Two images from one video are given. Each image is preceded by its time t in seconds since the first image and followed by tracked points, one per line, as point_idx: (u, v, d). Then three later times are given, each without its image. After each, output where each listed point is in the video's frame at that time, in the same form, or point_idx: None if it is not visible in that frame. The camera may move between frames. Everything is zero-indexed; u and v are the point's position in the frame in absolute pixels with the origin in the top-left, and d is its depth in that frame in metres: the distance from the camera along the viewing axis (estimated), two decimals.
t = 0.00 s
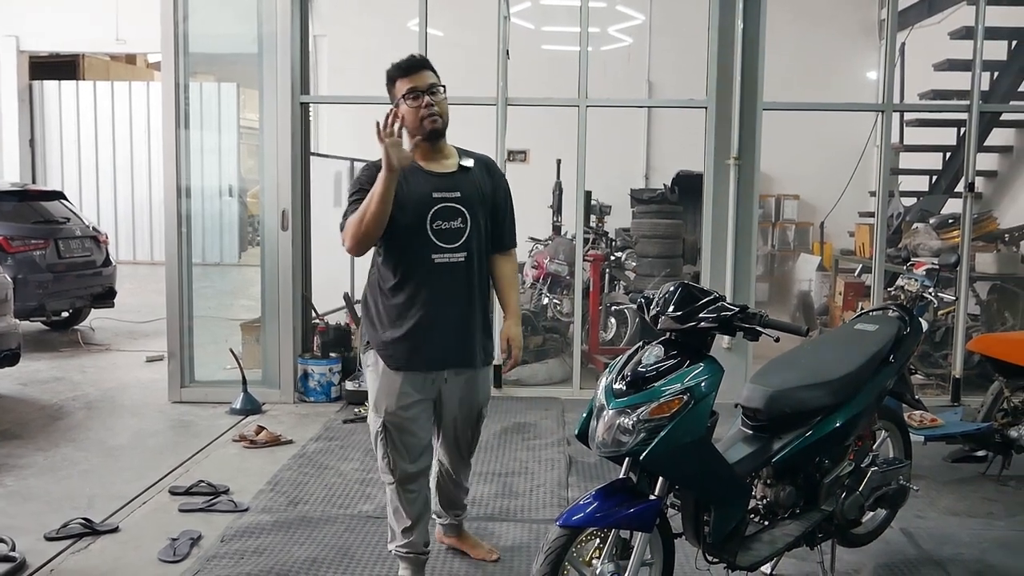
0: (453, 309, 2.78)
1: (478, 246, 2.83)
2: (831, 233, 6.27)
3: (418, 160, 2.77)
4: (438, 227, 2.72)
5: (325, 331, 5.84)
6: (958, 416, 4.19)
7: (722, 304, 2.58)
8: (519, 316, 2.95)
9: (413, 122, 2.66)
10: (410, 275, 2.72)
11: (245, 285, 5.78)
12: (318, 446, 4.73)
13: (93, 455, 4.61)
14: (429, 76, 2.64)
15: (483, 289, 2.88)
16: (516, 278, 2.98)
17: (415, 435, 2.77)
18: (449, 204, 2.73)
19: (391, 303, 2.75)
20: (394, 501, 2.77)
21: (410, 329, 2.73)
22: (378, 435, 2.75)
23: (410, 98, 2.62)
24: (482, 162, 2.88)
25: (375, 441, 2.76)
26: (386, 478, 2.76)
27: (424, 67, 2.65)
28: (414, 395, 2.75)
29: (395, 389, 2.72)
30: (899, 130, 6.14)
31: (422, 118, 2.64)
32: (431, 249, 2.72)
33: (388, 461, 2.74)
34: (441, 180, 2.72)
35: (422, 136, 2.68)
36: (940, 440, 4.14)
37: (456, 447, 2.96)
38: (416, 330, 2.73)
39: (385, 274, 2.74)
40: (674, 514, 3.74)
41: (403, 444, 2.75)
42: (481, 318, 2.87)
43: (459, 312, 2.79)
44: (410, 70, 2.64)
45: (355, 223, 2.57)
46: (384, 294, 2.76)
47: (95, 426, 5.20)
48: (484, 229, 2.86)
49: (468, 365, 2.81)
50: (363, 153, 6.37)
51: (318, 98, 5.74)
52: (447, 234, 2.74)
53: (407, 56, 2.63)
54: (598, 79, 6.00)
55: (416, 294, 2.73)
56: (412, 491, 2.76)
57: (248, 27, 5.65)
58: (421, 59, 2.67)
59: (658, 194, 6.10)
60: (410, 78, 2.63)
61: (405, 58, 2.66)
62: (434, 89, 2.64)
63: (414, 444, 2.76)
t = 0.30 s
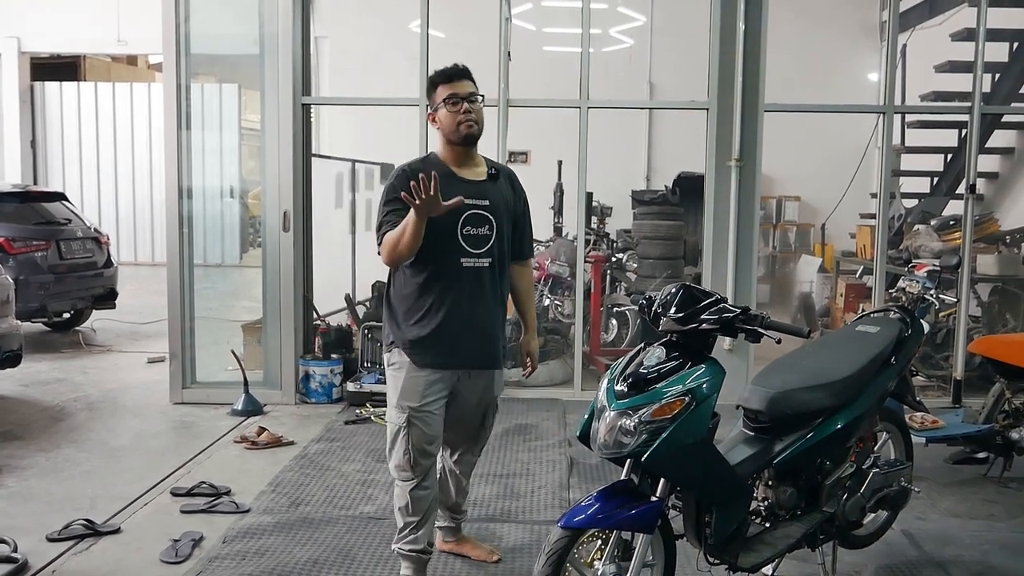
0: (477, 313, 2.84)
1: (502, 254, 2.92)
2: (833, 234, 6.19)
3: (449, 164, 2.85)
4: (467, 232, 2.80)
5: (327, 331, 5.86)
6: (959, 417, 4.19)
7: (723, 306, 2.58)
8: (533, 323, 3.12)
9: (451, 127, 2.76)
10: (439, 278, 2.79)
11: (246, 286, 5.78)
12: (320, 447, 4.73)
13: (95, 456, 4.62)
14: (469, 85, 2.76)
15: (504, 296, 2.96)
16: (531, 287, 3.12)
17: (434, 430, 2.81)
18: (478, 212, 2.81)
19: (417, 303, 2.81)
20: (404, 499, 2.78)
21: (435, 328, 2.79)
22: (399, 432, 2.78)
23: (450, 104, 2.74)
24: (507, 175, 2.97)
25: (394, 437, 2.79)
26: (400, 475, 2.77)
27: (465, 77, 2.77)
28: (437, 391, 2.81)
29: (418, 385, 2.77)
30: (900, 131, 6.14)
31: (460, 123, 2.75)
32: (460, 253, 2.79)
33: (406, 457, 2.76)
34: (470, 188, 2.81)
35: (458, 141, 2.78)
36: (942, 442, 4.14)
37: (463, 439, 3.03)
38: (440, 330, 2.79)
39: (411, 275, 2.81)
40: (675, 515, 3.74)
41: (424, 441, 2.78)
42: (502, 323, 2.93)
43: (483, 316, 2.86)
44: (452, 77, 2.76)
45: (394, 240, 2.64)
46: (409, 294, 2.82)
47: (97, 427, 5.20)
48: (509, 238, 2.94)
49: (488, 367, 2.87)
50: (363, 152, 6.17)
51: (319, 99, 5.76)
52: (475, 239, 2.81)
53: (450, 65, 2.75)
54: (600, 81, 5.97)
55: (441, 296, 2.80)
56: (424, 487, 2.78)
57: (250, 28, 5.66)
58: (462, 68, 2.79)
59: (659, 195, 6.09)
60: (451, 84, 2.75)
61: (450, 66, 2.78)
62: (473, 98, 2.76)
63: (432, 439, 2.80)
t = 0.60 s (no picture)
0: (488, 309, 2.87)
1: (510, 250, 2.95)
2: (833, 233, 6.23)
3: (459, 162, 2.84)
4: (480, 230, 2.82)
5: (325, 331, 5.83)
6: (960, 416, 4.19)
7: (723, 304, 2.57)
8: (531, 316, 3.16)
9: (466, 126, 2.76)
10: (454, 275, 2.80)
11: (246, 285, 5.78)
12: (319, 446, 4.73)
13: (94, 455, 4.62)
14: (485, 86, 2.77)
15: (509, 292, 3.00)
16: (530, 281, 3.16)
17: (445, 425, 2.84)
18: (490, 209, 2.83)
19: (432, 301, 2.80)
20: (405, 491, 2.80)
21: (450, 326, 2.80)
22: (412, 427, 2.79)
23: (467, 103, 2.74)
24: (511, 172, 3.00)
25: (406, 432, 2.80)
26: (410, 469, 2.79)
27: (482, 78, 2.78)
28: (451, 388, 2.83)
29: (433, 382, 2.79)
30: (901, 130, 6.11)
31: (476, 123, 2.75)
32: (473, 250, 2.81)
33: (419, 450, 2.78)
34: (482, 187, 2.83)
35: (472, 141, 2.78)
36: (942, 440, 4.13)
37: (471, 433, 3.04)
38: (455, 327, 2.80)
39: (424, 272, 2.80)
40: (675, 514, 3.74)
41: (433, 436, 2.80)
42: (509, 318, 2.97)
43: (494, 312, 2.89)
44: (470, 77, 2.77)
45: (406, 243, 2.66)
46: (424, 292, 2.80)
47: (97, 426, 5.20)
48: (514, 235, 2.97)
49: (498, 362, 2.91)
50: (363, 152, 6.19)
51: (318, 98, 5.75)
52: (487, 237, 2.83)
53: (469, 65, 2.76)
54: (600, 80, 5.96)
55: (456, 293, 2.80)
56: (430, 481, 2.81)
57: (250, 27, 5.66)
58: (479, 69, 2.80)
59: (660, 194, 6.09)
60: (468, 84, 2.75)
61: (468, 66, 2.78)
62: (489, 99, 2.77)
63: (442, 434, 2.84)
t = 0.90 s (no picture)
0: (497, 306, 2.88)
1: (514, 248, 2.97)
2: (834, 233, 6.19)
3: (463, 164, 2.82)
4: (488, 229, 2.82)
5: (327, 331, 5.84)
6: (960, 416, 4.19)
7: (723, 304, 2.57)
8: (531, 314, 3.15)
9: (470, 127, 2.72)
10: (465, 273, 2.80)
11: (247, 285, 5.78)
12: (320, 446, 4.73)
13: (94, 455, 4.62)
14: (480, 85, 2.75)
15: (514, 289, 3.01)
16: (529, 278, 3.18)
17: (451, 424, 2.84)
18: (497, 208, 2.84)
19: (443, 300, 2.79)
20: (407, 490, 2.80)
21: (462, 325, 2.80)
22: (420, 427, 2.78)
23: (467, 106, 2.71)
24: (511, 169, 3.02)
25: (414, 432, 2.79)
26: (415, 468, 2.78)
27: (476, 78, 2.77)
28: (460, 388, 2.83)
29: (443, 384, 2.79)
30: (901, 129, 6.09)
31: (479, 123, 2.72)
32: (483, 249, 2.81)
33: (426, 449, 2.77)
34: (489, 185, 2.83)
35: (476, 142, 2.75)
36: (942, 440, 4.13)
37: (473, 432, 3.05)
38: (467, 326, 2.80)
39: (435, 272, 2.79)
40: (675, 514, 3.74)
41: (440, 436, 2.80)
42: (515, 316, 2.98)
43: (502, 310, 2.89)
44: (464, 79, 2.75)
45: (420, 237, 2.63)
46: (435, 292, 2.79)
47: (97, 425, 5.20)
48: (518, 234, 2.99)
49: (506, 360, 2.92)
50: (364, 152, 6.15)
51: (319, 98, 5.76)
52: (495, 235, 2.84)
53: (465, 66, 2.74)
54: (600, 81, 5.96)
55: (468, 293, 2.80)
56: (434, 480, 2.81)
57: (250, 27, 5.66)
58: (471, 70, 2.78)
59: (660, 193, 6.07)
60: (464, 86, 2.73)
61: (458, 68, 2.77)
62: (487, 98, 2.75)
63: (448, 434, 2.84)
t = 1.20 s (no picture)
0: (492, 309, 2.87)
1: (512, 250, 2.95)
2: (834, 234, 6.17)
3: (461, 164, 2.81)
4: (483, 230, 2.81)
5: (328, 331, 5.85)
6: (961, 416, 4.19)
7: (724, 306, 2.57)
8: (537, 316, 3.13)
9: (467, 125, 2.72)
10: (457, 275, 2.80)
11: (247, 286, 5.77)
12: (321, 446, 4.74)
13: (95, 456, 4.62)
14: (477, 83, 2.74)
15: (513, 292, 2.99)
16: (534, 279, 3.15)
17: (448, 428, 2.84)
18: (493, 209, 2.83)
19: (435, 302, 2.80)
20: (407, 495, 2.80)
21: (455, 326, 2.80)
22: (415, 429, 2.79)
23: (464, 104, 2.71)
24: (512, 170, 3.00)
25: (408, 434, 2.80)
26: (412, 471, 2.79)
27: (472, 76, 2.75)
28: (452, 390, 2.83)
29: (437, 387, 2.79)
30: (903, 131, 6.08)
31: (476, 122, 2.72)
32: (477, 250, 2.81)
33: (421, 452, 2.78)
34: (485, 185, 2.82)
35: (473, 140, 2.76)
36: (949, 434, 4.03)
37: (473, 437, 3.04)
38: (459, 328, 2.80)
39: (428, 273, 2.79)
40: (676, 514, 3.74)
41: (436, 439, 2.81)
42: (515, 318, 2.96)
43: (497, 312, 2.89)
44: (460, 78, 2.74)
45: (417, 240, 2.64)
46: (428, 294, 2.80)
47: (98, 426, 5.20)
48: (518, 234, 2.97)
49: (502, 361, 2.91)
50: (364, 152, 6.14)
51: (320, 99, 5.79)
52: (491, 237, 2.83)
53: (460, 64, 2.73)
54: (601, 81, 5.97)
55: (461, 294, 2.80)
56: (432, 483, 2.81)
57: (251, 27, 5.66)
58: (468, 68, 2.77)
59: (661, 194, 6.04)
60: (460, 85, 2.72)
61: (454, 66, 2.76)
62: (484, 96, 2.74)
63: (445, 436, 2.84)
